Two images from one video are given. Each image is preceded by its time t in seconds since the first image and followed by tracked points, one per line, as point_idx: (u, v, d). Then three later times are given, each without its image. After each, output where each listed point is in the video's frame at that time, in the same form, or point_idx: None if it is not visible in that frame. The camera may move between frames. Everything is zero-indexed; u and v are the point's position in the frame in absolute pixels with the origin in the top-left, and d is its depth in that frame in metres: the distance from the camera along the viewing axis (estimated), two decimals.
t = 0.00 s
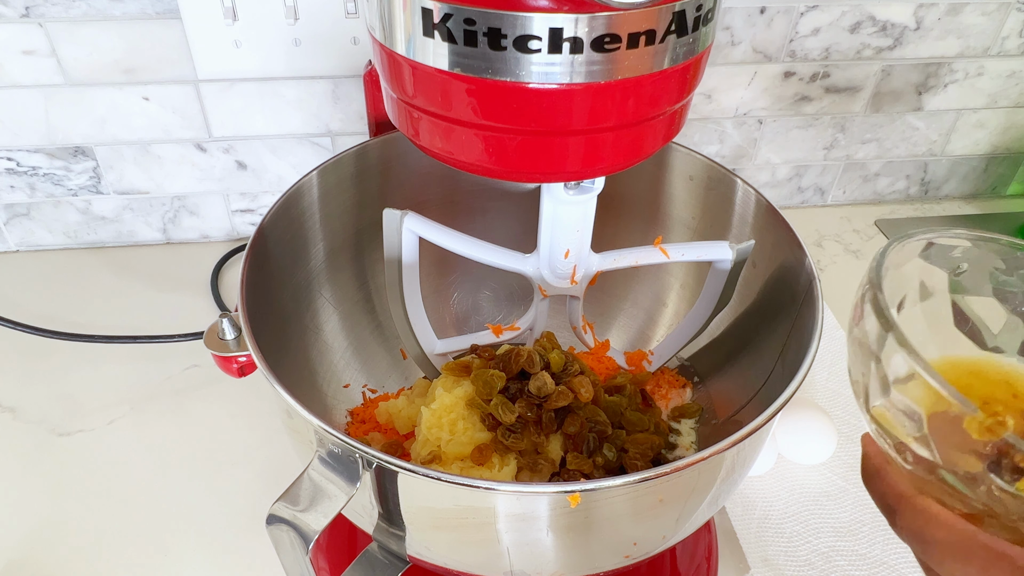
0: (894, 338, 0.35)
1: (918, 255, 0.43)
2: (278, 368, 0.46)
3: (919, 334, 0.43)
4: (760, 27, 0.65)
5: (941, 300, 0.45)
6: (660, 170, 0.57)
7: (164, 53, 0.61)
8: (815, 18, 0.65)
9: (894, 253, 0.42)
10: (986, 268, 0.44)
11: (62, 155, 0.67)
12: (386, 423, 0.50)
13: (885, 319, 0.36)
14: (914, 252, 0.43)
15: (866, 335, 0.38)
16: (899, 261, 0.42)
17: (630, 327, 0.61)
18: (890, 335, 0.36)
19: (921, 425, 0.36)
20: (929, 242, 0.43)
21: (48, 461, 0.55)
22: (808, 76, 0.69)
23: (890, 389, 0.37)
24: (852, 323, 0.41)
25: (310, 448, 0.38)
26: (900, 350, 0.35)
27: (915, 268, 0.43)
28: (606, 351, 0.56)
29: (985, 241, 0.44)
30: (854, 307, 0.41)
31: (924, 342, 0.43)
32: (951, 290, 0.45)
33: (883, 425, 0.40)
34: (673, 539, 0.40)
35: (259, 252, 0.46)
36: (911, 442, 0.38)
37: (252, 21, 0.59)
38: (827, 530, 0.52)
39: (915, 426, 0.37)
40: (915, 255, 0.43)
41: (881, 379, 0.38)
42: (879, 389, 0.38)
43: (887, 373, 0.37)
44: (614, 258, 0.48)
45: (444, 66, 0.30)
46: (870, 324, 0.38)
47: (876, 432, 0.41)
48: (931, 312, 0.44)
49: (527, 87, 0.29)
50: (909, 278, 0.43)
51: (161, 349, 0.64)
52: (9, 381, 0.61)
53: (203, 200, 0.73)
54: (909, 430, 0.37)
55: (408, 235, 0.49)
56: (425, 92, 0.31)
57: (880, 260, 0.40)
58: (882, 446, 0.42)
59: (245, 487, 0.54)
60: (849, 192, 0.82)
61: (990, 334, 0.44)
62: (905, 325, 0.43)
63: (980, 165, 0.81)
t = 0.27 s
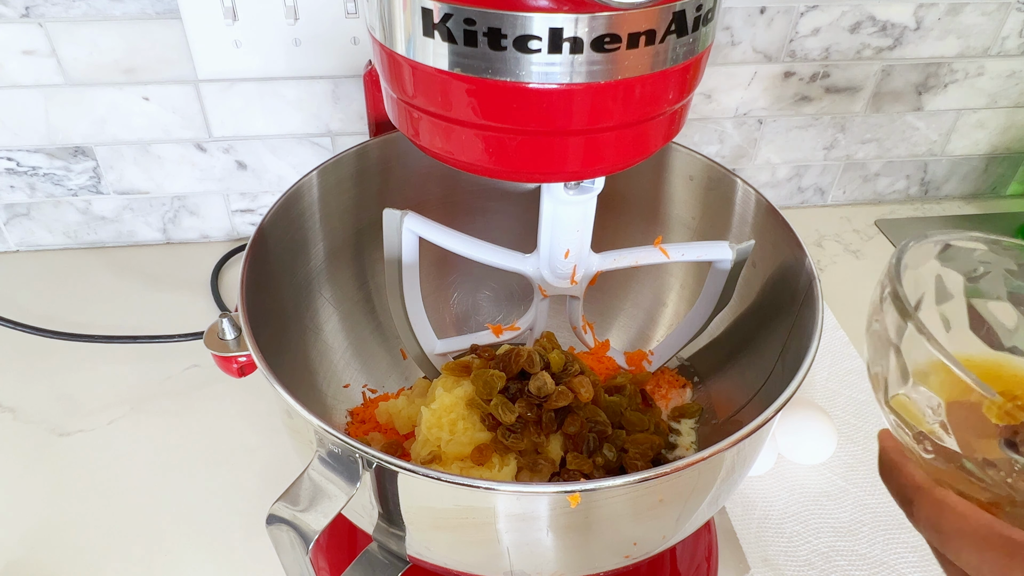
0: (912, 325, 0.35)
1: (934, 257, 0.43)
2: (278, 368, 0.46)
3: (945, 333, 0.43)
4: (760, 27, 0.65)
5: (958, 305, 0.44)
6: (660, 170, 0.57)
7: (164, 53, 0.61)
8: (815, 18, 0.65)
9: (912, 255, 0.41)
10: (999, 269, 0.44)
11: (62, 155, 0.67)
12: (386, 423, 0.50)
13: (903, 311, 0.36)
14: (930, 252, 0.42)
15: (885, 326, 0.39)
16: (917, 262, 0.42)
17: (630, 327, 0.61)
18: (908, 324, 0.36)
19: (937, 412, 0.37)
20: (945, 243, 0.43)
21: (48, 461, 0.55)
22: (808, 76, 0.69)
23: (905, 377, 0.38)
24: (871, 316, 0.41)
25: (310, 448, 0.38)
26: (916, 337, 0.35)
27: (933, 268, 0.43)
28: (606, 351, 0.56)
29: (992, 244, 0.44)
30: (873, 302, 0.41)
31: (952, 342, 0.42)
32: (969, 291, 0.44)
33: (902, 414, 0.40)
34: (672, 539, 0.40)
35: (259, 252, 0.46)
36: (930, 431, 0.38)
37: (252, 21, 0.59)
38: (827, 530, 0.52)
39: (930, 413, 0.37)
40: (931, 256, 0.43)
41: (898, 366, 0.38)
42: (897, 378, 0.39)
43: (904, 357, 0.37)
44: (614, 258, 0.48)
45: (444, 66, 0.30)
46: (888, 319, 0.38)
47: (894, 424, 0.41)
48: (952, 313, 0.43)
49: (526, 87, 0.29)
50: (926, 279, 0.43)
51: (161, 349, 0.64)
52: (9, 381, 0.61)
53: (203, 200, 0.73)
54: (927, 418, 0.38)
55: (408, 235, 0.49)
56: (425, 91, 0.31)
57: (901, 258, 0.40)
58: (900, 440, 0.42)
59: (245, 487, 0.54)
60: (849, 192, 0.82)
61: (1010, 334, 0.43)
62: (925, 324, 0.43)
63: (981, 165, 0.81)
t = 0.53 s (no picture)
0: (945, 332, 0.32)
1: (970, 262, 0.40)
2: (278, 368, 0.46)
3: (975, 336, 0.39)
4: (760, 27, 0.64)
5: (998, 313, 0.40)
6: (660, 170, 0.57)
7: (164, 53, 0.61)
8: (815, 18, 0.65)
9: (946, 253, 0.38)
10: None
11: (62, 155, 0.67)
12: (386, 423, 0.50)
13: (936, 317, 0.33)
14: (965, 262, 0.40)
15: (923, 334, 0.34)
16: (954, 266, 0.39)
17: (630, 327, 0.61)
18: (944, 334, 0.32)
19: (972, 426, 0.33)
20: (980, 248, 0.40)
21: (48, 461, 0.55)
22: (807, 76, 0.69)
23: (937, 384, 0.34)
24: (903, 319, 0.37)
25: (310, 448, 0.38)
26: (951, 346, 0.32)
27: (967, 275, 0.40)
28: (606, 351, 0.56)
29: None
30: (905, 304, 0.37)
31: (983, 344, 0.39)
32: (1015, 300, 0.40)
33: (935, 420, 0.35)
34: (672, 539, 0.40)
35: (259, 252, 0.46)
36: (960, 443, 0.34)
37: (252, 21, 0.59)
38: (827, 530, 0.52)
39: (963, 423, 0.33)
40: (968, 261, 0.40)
41: (931, 374, 0.34)
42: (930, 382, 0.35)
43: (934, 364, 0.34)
44: (614, 258, 0.48)
45: (444, 66, 0.30)
46: (920, 323, 0.35)
47: (923, 432, 0.37)
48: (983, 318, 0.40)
49: (526, 87, 0.29)
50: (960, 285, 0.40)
51: (161, 349, 0.64)
52: (9, 381, 0.61)
53: (203, 200, 0.73)
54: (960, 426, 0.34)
55: (407, 236, 0.49)
56: (425, 91, 0.31)
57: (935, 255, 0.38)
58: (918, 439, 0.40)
59: (245, 487, 0.54)
60: (849, 193, 0.82)
61: None
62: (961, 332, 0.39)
63: (980, 165, 0.81)
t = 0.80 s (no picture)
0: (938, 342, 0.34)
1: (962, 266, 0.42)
2: (278, 368, 0.46)
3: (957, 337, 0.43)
4: (760, 27, 0.64)
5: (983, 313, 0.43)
6: (660, 170, 0.57)
7: (164, 54, 0.61)
8: (815, 18, 0.65)
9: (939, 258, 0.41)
10: None
11: (62, 155, 0.67)
12: (386, 423, 0.50)
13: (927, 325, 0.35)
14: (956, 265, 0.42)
15: (914, 346, 0.37)
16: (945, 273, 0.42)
17: (630, 327, 0.61)
18: (933, 340, 0.35)
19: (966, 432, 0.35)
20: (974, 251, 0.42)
21: (48, 461, 0.55)
22: (808, 76, 0.69)
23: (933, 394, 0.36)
24: (894, 328, 0.40)
25: (310, 448, 0.38)
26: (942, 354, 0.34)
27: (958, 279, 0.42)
28: (606, 351, 0.56)
29: None
30: (896, 313, 0.40)
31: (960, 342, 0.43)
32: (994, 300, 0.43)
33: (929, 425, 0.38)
34: (673, 539, 0.40)
35: (259, 252, 0.46)
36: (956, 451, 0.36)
37: (252, 21, 0.59)
38: (827, 530, 0.52)
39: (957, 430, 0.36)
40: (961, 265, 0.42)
41: (926, 385, 0.37)
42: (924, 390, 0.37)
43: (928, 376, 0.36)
44: (614, 258, 0.48)
45: (444, 66, 0.30)
46: (913, 331, 0.37)
47: (918, 442, 0.40)
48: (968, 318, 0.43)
49: (526, 87, 0.29)
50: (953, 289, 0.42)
51: (160, 349, 0.64)
52: (8, 381, 0.61)
53: (203, 200, 0.73)
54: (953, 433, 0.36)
55: (408, 236, 0.49)
56: (424, 91, 0.31)
57: (926, 257, 0.40)
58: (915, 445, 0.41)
59: (245, 487, 0.54)
60: (849, 192, 0.82)
61: None
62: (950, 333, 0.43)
63: (980, 165, 0.81)
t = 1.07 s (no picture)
0: (920, 371, 0.30)
1: (946, 275, 0.37)
2: (278, 368, 0.46)
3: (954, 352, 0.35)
4: (760, 27, 0.65)
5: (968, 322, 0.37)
6: (660, 170, 0.57)
7: (164, 54, 0.61)
8: (815, 18, 0.65)
9: (917, 274, 0.35)
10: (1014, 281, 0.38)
11: (62, 155, 0.67)
12: (386, 423, 0.50)
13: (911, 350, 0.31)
14: (938, 272, 0.37)
15: (891, 369, 0.32)
16: (929, 283, 0.36)
17: (630, 326, 0.61)
18: (913, 372, 0.31)
19: (952, 465, 0.31)
20: (957, 258, 0.37)
21: (48, 461, 0.55)
22: (808, 76, 0.69)
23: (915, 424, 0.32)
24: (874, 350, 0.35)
25: (310, 448, 0.38)
26: (922, 384, 0.30)
27: (944, 289, 0.36)
28: (606, 351, 0.56)
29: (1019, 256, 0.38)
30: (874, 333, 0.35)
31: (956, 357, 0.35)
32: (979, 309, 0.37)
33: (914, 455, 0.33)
34: (672, 539, 0.40)
35: (259, 252, 0.46)
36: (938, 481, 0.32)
37: (252, 21, 0.59)
38: (827, 530, 0.52)
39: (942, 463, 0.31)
40: (943, 273, 0.37)
41: (907, 414, 0.32)
42: (906, 419, 0.32)
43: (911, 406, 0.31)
44: (614, 258, 0.48)
45: (444, 66, 0.30)
46: (892, 353, 0.32)
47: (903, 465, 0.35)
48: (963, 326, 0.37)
49: (526, 87, 0.29)
50: (937, 298, 0.36)
51: (161, 349, 0.64)
52: (9, 381, 0.61)
53: (203, 200, 0.73)
54: (936, 465, 0.32)
55: (407, 235, 0.49)
56: (424, 91, 0.31)
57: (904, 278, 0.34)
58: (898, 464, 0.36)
59: (245, 487, 0.54)
60: (849, 192, 0.82)
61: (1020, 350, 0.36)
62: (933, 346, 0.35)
63: (980, 165, 0.81)
